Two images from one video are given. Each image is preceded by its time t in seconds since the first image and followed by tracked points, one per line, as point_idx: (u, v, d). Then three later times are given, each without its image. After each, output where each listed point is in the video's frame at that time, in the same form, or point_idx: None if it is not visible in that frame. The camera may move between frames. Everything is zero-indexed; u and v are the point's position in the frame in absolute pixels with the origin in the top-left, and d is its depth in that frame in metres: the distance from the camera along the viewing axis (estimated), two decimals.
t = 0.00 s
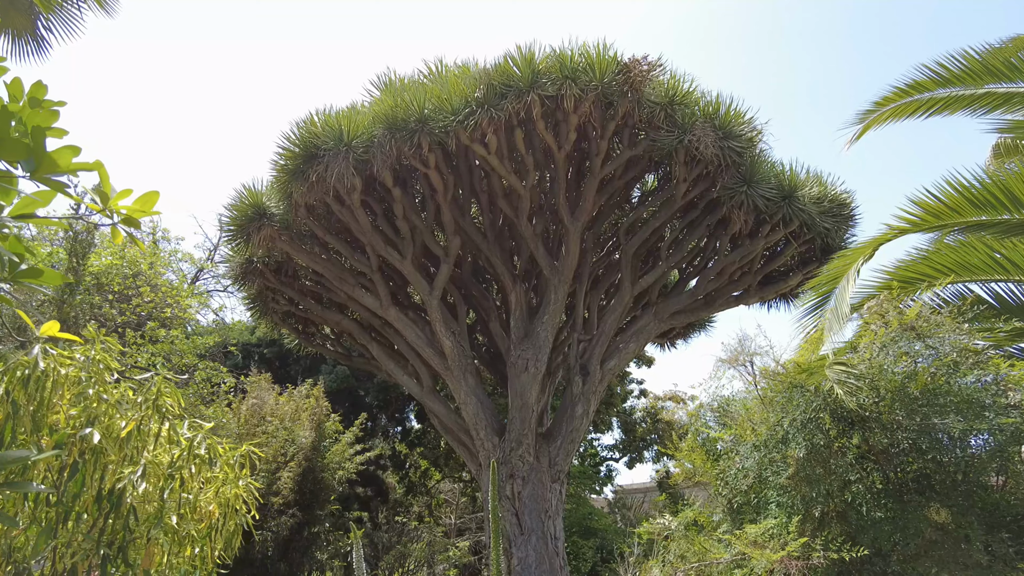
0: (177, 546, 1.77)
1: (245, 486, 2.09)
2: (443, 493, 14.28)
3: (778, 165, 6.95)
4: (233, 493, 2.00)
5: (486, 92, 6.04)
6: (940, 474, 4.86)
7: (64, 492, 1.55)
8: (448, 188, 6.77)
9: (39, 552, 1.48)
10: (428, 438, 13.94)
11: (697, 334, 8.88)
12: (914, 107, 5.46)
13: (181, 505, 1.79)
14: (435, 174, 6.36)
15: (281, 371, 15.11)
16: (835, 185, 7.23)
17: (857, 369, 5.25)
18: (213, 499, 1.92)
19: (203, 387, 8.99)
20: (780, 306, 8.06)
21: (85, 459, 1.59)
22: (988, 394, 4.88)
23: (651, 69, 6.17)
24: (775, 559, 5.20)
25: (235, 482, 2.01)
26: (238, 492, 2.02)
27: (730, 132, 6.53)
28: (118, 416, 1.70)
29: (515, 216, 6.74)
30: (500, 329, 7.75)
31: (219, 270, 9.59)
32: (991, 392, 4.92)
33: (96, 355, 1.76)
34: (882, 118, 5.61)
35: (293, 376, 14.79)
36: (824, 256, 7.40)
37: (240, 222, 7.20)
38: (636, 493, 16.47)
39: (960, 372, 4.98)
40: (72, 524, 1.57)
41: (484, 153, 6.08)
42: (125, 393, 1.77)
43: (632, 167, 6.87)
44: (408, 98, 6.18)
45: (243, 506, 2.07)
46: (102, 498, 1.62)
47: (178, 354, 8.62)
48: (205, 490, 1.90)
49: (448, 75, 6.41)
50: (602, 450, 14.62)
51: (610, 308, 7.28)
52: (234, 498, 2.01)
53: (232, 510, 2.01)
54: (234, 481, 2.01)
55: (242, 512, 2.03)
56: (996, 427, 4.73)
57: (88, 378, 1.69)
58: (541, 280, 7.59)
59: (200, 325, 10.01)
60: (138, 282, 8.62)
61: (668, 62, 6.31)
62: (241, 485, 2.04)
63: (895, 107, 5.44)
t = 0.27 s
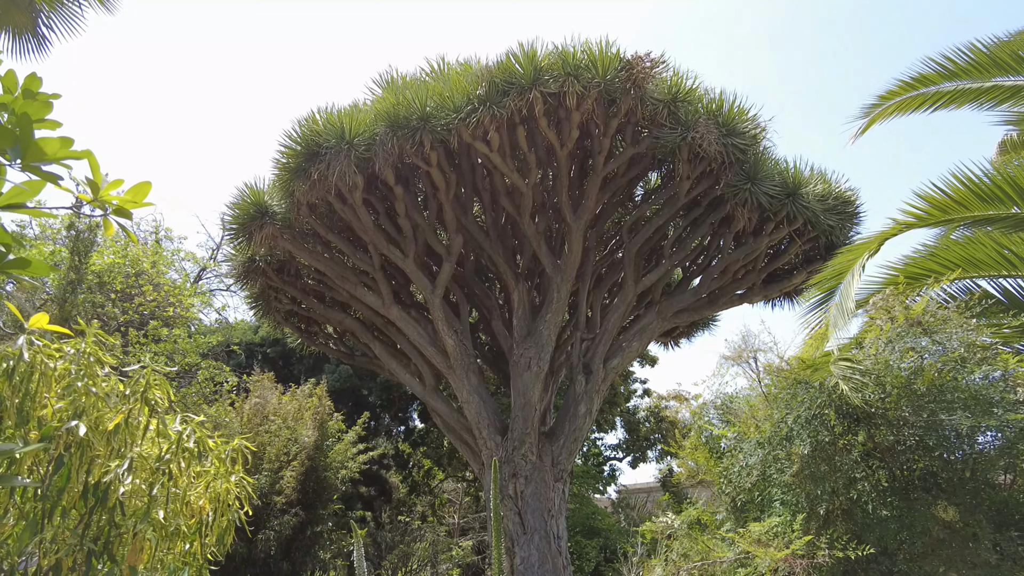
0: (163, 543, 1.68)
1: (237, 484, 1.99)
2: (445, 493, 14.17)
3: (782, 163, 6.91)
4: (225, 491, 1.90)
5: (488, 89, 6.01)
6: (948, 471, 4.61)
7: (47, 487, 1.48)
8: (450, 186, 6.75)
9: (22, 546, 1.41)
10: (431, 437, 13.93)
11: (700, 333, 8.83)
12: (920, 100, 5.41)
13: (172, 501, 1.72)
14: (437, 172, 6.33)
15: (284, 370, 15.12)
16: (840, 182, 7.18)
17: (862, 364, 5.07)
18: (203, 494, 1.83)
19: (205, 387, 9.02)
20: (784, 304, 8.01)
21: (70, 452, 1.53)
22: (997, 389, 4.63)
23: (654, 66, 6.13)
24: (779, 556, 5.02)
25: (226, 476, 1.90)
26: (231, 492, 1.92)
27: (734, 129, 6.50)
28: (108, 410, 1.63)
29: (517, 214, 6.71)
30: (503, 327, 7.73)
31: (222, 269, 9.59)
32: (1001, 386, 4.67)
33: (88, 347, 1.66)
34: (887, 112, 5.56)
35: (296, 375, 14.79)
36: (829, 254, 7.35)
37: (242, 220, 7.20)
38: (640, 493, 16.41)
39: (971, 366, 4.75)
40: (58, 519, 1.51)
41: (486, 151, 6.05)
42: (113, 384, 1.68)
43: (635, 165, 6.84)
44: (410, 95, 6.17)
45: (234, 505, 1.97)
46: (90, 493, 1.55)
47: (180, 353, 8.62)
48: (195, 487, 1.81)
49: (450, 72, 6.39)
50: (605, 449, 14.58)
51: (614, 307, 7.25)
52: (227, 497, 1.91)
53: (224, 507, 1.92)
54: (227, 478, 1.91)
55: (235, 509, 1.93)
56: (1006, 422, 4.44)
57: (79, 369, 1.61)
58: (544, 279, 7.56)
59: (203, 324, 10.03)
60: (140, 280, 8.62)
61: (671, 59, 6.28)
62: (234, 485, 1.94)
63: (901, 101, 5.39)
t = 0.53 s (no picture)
0: (145, 541, 1.63)
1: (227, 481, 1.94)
2: (448, 492, 13.70)
3: (785, 160, 6.87)
4: (212, 488, 1.85)
5: (489, 86, 5.97)
6: (956, 470, 4.53)
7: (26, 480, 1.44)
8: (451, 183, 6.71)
9: None
10: (433, 436, 13.91)
11: (703, 332, 8.78)
12: (927, 93, 5.35)
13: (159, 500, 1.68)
14: (438, 170, 6.30)
15: (286, 370, 15.13)
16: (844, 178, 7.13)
17: (868, 360, 4.95)
18: (189, 491, 1.78)
19: (207, 385, 9.02)
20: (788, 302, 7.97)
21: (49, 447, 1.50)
22: (1005, 385, 4.48)
23: (656, 61, 6.09)
24: (784, 556, 5.02)
25: (214, 473, 1.86)
26: (219, 489, 1.87)
27: (737, 126, 6.45)
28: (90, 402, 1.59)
29: (519, 212, 6.67)
30: (504, 326, 7.69)
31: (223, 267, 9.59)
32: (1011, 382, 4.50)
33: (73, 341, 1.64)
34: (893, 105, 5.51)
35: (298, 374, 14.80)
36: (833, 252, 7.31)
37: (242, 218, 7.19)
38: (642, 492, 16.37)
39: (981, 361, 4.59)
40: (38, 517, 1.49)
41: (488, 148, 6.01)
42: (97, 377, 1.65)
43: (638, 162, 6.80)
44: (411, 92, 6.14)
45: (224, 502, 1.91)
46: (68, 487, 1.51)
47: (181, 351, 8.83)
48: (180, 484, 1.76)
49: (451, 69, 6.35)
50: (608, 449, 14.54)
51: (616, 305, 7.22)
52: (215, 494, 1.86)
53: (213, 504, 1.87)
54: (215, 475, 1.86)
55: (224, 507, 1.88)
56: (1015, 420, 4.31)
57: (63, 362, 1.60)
58: (546, 277, 7.53)
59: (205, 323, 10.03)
60: (141, 279, 8.61)
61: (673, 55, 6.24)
62: (222, 482, 1.89)
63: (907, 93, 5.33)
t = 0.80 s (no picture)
0: (123, 538, 1.69)
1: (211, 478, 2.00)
2: (448, 491, 13.66)
3: (788, 155, 6.82)
4: (195, 485, 1.90)
5: (489, 81, 5.92)
6: (967, 466, 4.52)
7: None
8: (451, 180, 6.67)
9: None
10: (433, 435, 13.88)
11: (705, 330, 8.73)
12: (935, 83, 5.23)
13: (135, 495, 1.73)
14: (438, 166, 6.25)
15: (286, 368, 15.11)
16: (847, 175, 7.08)
17: (876, 355, 4.86)
18: (169, 488, 1.84)
19: (207, 382, 8.98)
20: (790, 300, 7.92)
21: (21, 440, 1.53)
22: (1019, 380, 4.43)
23: (658, 56, 6.03)
24: (790, 555, 4.81)
25: (195, 467, 1.91)
26: (201, 487, 1.92)
27: (739, 121, 6.40)
28: (67, 396, 1.62)
29: (519, 208, 6.62)
30: (505, 323, 7.65)
31: (222, 265, 9.56)
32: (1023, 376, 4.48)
33: (52, 332, 1.65)
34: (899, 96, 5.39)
35: (298, 372, 14.79)
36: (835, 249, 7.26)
37: (241, 215, 7.15)
38: (643, 492, 16.36)
39: (992, 355, 4.55)
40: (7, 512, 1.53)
41: (488, 144, 5.97)
42: (75, 369, 1.68)
43: (639, 159, 6.75)
44: (410, 87, 6.09)
45: (208, 498, 1.98)
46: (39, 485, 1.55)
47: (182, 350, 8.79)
48: (160, 481, 1.82)
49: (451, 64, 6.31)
50: (609, 447, 14.52)
51: (617, 302, 7.17)
52: (198, 491, 1.92)
53: (197, 501, 1.93)
54: (197, 472, 1.91)
55: (206, 504, 1.93)
56: None
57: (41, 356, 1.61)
58: (547, 275, 7.48)
59: (205, 321, 10.00)
60: (140, 277, 8.57)
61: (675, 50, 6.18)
62: (205, 480, 1.95)
63: (914, 85, 5.22)
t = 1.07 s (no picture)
0: (97, 539, 1.60)
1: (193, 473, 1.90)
2: (449, 489, 13.49)
3: (790, 152, 6.77)
4: (175, 482, 1.80)
5: (489, 76, 5.87)
6: (975, 465, 4.36)
7: None
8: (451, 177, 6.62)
9: None
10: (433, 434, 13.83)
11: (707, 328, 8.68)
12: (942, 74, 5.05)
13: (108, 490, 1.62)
14: (438, 162, 6.20)
15: (286, 367, 15.08)
16: (849, 171, 7.02)
17: (884, 349, 4.68)
18: (145, 484, 1.73)
19: (205, 380, 8.94)
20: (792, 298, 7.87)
21: None
22: None
23: (659, 52, 5.98)
24: (795, 555, 4.78)
25: (172, 464, 1.81)
26: (182, 483, 1.82)
27: (741, 117, 6.35)
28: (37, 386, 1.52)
29: (519, 205, 6.57)
30: (505, 321, 7.60)
31: (221, 263, 9.52)
32: None
33: (25, 321, 1.56)
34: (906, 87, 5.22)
35: (297, 371, 14.76)
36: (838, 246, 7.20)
37: (239, 212, 7.12)
38: (644, 490, 16.31)
39: (1004, 351, 4.39)
40: None
41: (488, 140, 5.92)
42: (48, 360, 1.59)
43: (640, 155, 6.70)
44: (409, 83, 6.04)
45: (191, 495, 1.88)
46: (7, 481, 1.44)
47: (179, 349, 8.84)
48: (135, 475, 1.71)
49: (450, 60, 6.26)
50: (609, 447, 14.47)
51: (618, 300, 7.12)
52: (180, 487, 1.82)
53: (178, 498, 1.83)
54: (177, 468, 1.81)
55: (189, 500, 1.83)
56: None
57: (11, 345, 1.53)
58: (547, 273, 7.43)
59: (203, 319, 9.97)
60: (138, 274, 8.54)
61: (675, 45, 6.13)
62: (186, 474, 1.85)
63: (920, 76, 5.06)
